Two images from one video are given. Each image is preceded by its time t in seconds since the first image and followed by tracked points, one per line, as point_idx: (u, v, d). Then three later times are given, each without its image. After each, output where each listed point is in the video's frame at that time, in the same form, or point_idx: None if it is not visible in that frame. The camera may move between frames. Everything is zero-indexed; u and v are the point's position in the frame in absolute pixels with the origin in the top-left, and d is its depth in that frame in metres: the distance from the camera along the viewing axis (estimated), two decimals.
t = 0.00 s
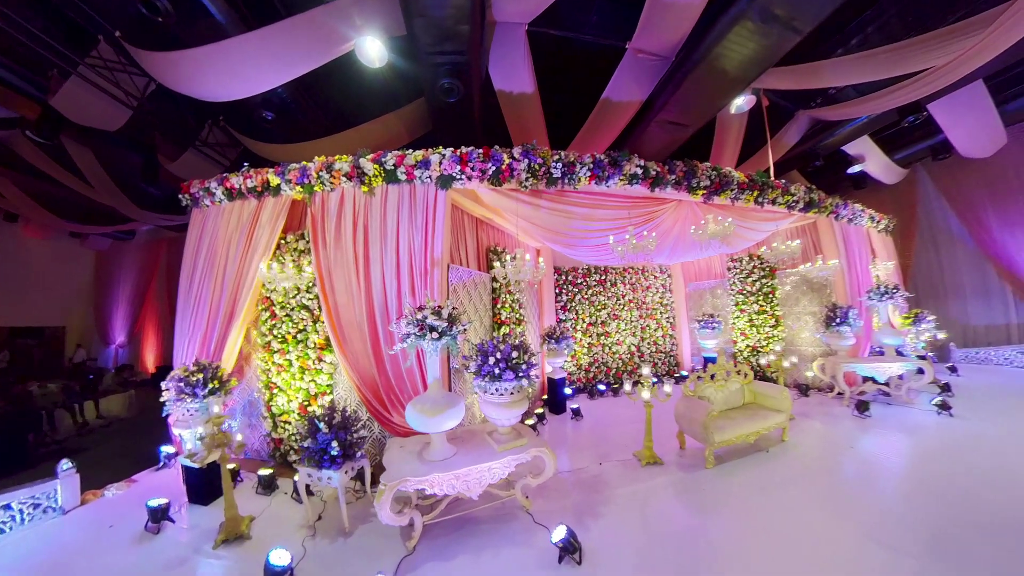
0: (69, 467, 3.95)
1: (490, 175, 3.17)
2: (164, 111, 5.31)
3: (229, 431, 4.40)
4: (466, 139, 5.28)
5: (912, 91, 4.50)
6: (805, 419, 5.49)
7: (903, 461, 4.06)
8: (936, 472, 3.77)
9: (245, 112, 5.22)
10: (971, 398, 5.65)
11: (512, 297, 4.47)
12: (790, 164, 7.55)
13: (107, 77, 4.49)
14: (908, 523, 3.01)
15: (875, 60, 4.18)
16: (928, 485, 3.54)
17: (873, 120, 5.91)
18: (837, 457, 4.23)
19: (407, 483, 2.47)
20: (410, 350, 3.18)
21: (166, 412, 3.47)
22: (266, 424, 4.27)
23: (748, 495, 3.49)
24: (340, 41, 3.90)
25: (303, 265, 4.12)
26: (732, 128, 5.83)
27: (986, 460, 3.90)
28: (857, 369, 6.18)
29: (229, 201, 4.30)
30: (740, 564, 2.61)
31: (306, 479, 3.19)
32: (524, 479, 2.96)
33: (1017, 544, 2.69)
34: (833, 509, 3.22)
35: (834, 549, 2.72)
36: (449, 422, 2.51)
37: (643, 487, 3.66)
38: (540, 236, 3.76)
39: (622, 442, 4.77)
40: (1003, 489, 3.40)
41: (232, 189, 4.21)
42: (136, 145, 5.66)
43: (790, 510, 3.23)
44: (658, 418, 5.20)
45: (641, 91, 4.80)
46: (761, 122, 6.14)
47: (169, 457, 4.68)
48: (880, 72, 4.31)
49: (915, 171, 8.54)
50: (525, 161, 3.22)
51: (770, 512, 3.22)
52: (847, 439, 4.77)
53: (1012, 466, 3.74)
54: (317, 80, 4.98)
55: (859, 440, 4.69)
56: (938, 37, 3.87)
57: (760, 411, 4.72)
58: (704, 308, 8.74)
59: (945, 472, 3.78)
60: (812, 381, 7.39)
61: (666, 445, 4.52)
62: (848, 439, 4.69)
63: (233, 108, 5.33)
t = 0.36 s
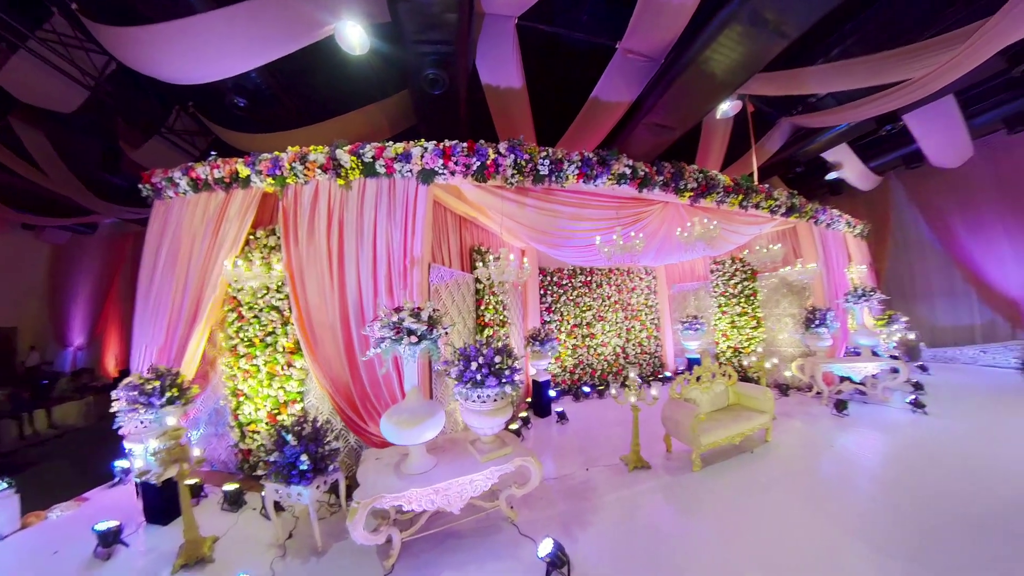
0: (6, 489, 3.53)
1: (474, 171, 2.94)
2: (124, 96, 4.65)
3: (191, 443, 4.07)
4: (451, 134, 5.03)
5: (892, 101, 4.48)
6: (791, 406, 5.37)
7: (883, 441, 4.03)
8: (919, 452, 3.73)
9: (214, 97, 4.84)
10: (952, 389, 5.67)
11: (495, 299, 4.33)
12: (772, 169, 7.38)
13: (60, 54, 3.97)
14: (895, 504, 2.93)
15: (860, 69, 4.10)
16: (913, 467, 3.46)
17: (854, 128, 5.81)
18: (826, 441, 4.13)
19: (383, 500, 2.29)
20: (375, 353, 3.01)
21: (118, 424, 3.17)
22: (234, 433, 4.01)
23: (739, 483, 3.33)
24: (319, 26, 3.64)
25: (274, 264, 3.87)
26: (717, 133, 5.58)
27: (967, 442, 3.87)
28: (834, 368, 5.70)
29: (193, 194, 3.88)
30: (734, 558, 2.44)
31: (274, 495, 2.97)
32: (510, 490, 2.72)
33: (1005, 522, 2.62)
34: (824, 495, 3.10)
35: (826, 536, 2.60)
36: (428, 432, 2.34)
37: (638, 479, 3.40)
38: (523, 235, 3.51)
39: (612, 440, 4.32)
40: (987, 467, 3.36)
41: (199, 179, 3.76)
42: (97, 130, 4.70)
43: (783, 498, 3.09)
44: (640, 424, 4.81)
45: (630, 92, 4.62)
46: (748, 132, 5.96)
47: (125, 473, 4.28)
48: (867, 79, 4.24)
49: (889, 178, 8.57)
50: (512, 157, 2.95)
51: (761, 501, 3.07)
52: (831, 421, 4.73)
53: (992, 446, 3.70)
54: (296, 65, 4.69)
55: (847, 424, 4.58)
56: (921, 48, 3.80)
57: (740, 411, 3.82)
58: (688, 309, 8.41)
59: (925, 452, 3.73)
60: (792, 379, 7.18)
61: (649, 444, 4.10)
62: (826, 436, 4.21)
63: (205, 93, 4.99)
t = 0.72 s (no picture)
0: None
1: (447, 164, 2.71)
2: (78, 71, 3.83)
3: (135, 452, 3.74)
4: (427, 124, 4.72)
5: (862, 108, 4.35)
6: (765, 406, 5.25)
7: (854, 435, 4.05)
8: (888, 445, 3.76)
9: (172, 77, 4.34)
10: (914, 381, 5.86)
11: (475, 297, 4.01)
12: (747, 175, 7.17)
13: None
14: (868, 493, 2.92)
15: (835, 79, 3.91)
16: (887, 459, 3.46)
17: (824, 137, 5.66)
18: (803, 437, 4.09)
19: (340, 516, 2.09)
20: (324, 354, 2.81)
21: (45, 433, 2.83)
22: (182, 443, 3.66)
23: (721, 480, 3.20)
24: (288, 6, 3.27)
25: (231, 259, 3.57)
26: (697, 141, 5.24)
27: (933, 434, 3.93)
28: (806, 368, 5.61)
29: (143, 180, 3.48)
30: (719, 556, 2.32)
31: (223, 511, 2.71)
32: (481, 499, 2.52)
33: (976, 508, 2.64)
34: (803, 488, 3.04)
35: (805, 530, 2.52)
36: (391, 442, 2.17)
37: (616, 482, 3.21)
38: (501, 233, 3.25)
39: (593, 447, 4.05)
40: (949, 456, 3.43)
41: (149, 164, 3.35)
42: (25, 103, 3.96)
43: (765, 493, 3.00)
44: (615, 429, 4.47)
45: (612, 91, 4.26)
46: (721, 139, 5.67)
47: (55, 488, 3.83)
48: (839, 89, 4.07)
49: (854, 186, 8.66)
50: (487, 150, 2.72)
51: (742, 496, 2.96)
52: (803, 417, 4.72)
53: (954, 438, 3.79)
54: (265, 47, 4.26)
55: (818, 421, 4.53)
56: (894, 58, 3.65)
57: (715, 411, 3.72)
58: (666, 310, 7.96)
59: (895, 445, 3.76)
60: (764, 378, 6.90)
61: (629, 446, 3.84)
62: (797, 433, 4.18)
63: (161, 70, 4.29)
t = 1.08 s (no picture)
0: None
1: (410, 154, 2.47)
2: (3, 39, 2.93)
3: (62, 467, 3.08)
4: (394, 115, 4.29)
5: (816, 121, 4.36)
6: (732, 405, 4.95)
7: (819, 433, 3.95)
8: (847, 442, 3.71)
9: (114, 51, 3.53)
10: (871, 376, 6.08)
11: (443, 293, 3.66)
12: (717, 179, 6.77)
13: None
14: (826, 487, 2.90)
15: (799, 88, 3.84)
16: (846, 455, 3.39)
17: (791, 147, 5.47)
18: (770, 436, 3.96)
19: (279, 533, 1.86)
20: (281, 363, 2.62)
21: None
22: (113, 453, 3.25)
23: (688, 479, 3.07)
24: None
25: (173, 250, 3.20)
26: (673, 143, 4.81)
27: (892, 431, 3.88)
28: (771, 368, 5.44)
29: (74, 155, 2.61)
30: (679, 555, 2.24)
31: (151, 531, 2.41)
32: (440, 509, 2.32)
33: (940, 496, 2.65)
34: (766, 482, 3.01)
35: (764, 527, 2.47)
36: (338, 450, 2.00)
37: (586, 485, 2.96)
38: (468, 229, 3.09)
39: (559, 451, 3.66)
40: (901, 449, 3.42)
41: (83, 144, 2.56)
42: None
43: (730, 490, 2.92)
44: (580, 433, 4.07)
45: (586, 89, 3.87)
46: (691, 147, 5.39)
47: None
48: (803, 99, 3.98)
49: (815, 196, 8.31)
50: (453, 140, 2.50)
51: (709, 495, 2.85)
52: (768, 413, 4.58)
53: (904, 431, 3.83)
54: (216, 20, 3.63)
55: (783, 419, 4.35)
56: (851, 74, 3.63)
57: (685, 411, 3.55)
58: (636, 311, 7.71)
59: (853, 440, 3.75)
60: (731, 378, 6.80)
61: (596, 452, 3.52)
62: (763, 429, 4.14)
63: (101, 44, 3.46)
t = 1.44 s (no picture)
0: None
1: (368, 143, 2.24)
2: None
3: None
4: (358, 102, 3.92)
5: (783, 132, 3.98)
6: (697, 401, 4.71)
7: (781, 429, 3.87)
8: (807, 435, 3.66)
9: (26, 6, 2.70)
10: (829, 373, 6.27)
11: (410, 290, 3.37)
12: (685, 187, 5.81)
13: None
14: (788, 478, 2.84)
15: (770, 97, 3.46)
16: (806, 450, 3.34)
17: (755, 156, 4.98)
18: (735, 433, 3.85)
19: (204, 560, 1.62)
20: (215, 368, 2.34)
21: None
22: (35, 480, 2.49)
23: (655, 476, 2.94)
24: None
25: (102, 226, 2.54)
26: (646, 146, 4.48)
27: (847, 423, 3.86)
28: (736, 368, 4.71)
29: None
30: (642, 543, 2.13)
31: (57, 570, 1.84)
32: (393, 523, 2.03)
33: (897, 486, 2.65)
34: (733, 475, 2.94)
35: (728, 517, 2.38)
36: (273, 464, 1.80)
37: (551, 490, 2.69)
38: (431, 223, 2.90)
39: (518, 455, 3.34)
40: (857, 442, 3.41)
41: None
42: None
43: (695, 484, 2.81)
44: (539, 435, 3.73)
45: (561, 88, 3.41)
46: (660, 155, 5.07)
47: None
48: (773, 107, 3.63)
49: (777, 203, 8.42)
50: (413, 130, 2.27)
51: (676, 489, 2.74)
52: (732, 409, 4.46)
53: (858, 423, 3.84)
54: None
55: (747, 414, 4.24)
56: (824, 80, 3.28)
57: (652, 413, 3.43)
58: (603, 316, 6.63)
59: (813, 432, 3.72)
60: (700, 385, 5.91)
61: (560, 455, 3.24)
62: (726, 424, 4.06)
63: None
